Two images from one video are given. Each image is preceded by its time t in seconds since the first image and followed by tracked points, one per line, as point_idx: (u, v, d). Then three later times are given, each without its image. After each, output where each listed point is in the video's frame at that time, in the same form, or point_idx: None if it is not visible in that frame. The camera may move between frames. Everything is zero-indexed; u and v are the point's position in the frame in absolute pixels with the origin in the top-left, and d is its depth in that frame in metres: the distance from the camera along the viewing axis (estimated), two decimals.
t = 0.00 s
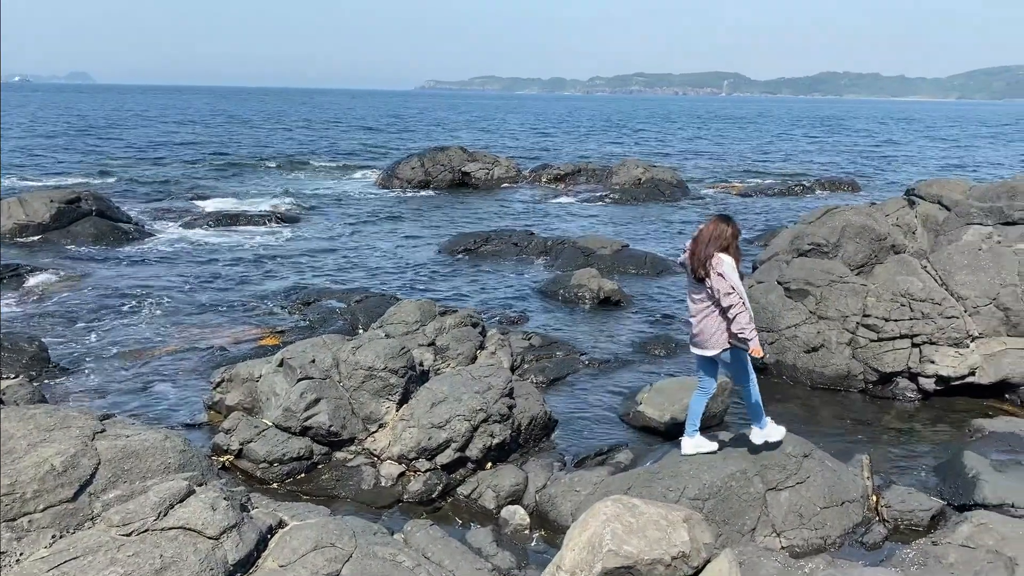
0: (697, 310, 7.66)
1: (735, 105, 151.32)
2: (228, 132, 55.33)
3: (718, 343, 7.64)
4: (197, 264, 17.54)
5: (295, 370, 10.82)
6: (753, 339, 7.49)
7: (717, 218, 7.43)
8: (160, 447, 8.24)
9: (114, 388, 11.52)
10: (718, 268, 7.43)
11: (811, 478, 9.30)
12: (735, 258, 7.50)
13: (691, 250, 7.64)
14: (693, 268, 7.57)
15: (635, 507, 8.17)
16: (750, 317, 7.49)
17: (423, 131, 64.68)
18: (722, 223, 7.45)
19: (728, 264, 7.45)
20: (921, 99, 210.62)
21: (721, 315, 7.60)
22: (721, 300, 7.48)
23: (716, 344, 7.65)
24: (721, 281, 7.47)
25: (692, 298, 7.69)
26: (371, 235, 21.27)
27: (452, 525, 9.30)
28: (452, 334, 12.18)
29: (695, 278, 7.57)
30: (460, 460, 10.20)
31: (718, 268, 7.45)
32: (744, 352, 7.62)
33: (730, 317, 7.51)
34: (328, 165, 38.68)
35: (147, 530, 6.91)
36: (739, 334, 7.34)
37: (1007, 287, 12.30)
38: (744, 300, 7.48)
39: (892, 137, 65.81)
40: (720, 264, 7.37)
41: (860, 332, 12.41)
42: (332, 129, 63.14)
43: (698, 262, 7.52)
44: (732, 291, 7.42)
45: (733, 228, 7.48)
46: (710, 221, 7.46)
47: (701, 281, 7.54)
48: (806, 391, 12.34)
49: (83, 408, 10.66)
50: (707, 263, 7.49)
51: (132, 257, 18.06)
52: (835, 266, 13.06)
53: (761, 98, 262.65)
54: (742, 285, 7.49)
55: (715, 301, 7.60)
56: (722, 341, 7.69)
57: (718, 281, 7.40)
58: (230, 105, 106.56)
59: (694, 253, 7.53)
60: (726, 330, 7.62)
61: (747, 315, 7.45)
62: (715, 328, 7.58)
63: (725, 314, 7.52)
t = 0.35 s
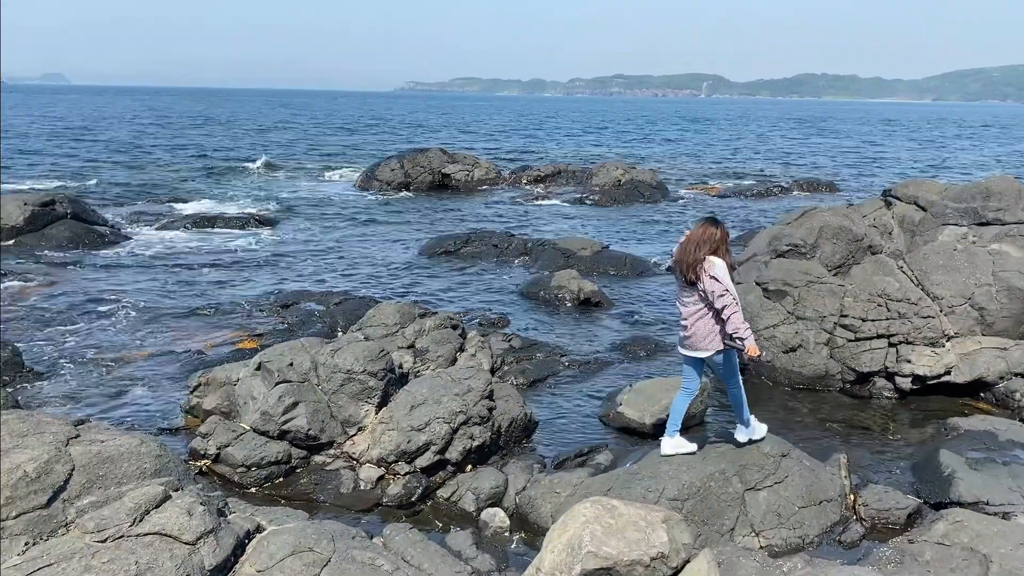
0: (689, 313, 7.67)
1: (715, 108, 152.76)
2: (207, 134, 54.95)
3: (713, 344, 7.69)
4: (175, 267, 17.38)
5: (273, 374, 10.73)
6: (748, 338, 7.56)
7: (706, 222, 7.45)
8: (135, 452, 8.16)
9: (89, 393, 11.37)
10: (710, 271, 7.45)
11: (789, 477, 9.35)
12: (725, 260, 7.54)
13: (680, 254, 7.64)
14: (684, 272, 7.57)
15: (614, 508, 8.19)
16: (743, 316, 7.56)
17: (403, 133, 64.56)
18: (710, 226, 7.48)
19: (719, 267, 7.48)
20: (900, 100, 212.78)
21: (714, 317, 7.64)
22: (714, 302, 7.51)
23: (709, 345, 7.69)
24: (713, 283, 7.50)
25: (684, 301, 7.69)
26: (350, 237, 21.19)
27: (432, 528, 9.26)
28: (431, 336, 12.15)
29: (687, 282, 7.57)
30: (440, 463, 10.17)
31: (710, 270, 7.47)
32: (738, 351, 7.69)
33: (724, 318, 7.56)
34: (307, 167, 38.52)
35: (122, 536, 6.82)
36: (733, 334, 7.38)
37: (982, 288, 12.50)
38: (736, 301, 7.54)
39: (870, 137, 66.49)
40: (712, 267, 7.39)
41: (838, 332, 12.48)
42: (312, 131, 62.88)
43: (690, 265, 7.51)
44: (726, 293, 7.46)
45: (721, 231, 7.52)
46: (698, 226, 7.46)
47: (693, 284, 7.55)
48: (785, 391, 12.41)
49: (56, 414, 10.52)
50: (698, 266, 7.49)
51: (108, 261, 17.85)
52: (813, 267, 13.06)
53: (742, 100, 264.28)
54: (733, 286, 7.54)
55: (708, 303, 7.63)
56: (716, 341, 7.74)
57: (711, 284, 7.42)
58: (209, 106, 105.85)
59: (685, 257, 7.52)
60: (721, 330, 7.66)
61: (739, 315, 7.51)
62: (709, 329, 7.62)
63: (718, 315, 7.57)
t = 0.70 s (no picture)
0: (683, 319, 7.73)
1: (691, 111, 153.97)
2: (180, 138, 54.48)
3: (705, 349, 7.76)
4: (146, 272, 17.22)
5: (246, 380, 10.67)
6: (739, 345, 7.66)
7: (701, 229, 7.53)
8: (105, 461, 8.09)
9: (58, 401, 11.23)
10: (705, 278, 7.52)
11: (762, 478, 9.42)
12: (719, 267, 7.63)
13: (675, 260, 7.70)
14: (679, 278, 7.63)
15: (587, 511, 8.24)
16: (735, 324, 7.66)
17: (380, 136, 64.39)
18: (705, 233, 7.57)
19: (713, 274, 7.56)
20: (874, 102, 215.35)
21: (707, 324, 7.72)
22: (708, 308, 7.58)
23: (702, 351, 7.76)
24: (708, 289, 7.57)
25: (679, 307, 7.75)
26: (325, 241, 21.11)
27: (406, 533, 9.24)
28: (406, 340, 12.15)
29: (682, 288, 7.63)
30: (415, 468, 10.15)
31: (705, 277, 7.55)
32: (729, 356, 7.79)
33: (717, 325, 7.64)
34: (283, 170, 38.31)
35: (91, 546, 6.79)
36: (721, 341, 7.44)
37: (950, 289, 12.76)
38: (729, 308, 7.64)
39: (843, 140, 67.35)
40: (707, 274, 7.46)
41: (809, 333, 12.60)
42: (287, 134, 62.53)
43: (685, 272, 7.58)
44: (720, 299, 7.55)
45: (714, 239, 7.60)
46: (694, 232, 7.53)
47: (688, 291, 7.62)
48: (758, 392, 12.52)
49: (24, 422, 10.39)
50: (693, 273, 7.57)
51: (79, 267, 17.64)
52: (784, 269, 13.19)
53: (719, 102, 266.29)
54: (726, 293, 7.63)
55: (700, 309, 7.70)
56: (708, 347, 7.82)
57: (706, 291, 7.50)
58: (183, 109, 104.92)
59: (681, 264, 7.59)
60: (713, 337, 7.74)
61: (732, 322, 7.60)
62: (702, 335, 7.70)
63: (713, 321, 7.64)
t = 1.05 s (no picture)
0: (677, 318, 7.78)
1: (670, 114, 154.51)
2: (155, 141, 53.95)
3: (698, 349, 7.83)
4: (120, 277, 17.01)
5: (221, 386, 10.58)
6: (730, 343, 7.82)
7: (695, 228, 7.66)
8: (76, 469, 7.95)
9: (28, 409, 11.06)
10: (701, 276, 7.62)
11: (738, 481, 9.46)
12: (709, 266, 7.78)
13: (668, 259, 7.77)
14: (674, 277, 7.68)
15: (565, 516, 8.24)
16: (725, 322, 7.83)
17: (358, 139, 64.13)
18: (698, 233, 7.70)
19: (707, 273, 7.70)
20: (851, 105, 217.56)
21: (699, 323, 7.82)
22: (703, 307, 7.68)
23: (695, 350, 7.83)
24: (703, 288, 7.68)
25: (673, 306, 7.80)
26: (301, 246, 20.97)
27: (383, 539, 9.19)
28: (383, 345, 12.09)
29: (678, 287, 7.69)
30: (392, 473, 10.10)
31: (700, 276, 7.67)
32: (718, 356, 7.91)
33: (710, 324, 7.77)
34: (260, 174, 38.05)
35: (62, 557, 6.67)
36: (715, 339, 7.53)
37: (923, 291, 12.89)
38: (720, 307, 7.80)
39: (819, 144, 67.94)
40: (703, 272, 7.58)
41: (785, 336, 12.68)
42: (264, 138, 62.14)
43: (681, 270, 7.64)
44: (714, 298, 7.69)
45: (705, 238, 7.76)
46: (690, 231, 7.62)
47: (684, 289, 7.68)
48: (735, 395, 12.58)
49: None
50: (689, 272, 7.65)
51: (51, 272, 17.40)
52: (759, 272, 13.28)
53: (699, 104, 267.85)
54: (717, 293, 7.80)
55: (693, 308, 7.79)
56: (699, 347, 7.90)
57: (702, 289, 7.61)
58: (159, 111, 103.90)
59: (677, 263, 7.64)
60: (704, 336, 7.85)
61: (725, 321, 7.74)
62: (696, 334, 7.76)
63: (706, 320, 7.73)
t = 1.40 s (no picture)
0: (664, 320, 8.06)
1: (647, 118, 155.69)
2: (128, 145, 53.42)
3: (684, 346, 8.19)
4: (91, 283, 16.80)
5: (194, 393, 10.47)
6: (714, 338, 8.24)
7: (679, 230, 7.95)
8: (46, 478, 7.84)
9: None
10: (688, 276, 7.95)
11: (713, 483, 9.51)
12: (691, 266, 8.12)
13: (654, 262, 8.00)
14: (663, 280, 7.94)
15: (541, 520, 8.23)
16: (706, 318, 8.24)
17: (334, 144, 63.90)
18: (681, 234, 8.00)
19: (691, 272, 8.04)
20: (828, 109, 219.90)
21: (685, 322, 8.16)
22: (690, 306, 8.03)
23: (680, 349, 8.18)
24: (688, 288, 8.02)
25: (660, 308, 8.06)
26: (276, 251, 20.84)
27: (359, 546, 9.14)
28: (358, 350, 12.04)
29: (666, 290, 7.95)
30: (368, 479, 10.06)
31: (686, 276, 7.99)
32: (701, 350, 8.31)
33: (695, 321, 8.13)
34: (235, 179, 37.77)
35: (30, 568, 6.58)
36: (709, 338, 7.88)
37: (895, 294, 13.05)
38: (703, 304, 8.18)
39: (794, 148, 68.56)
40: (691, 273, 7.91)
41: (759, 339, 12.76)
42: (240, 142, 61.74)
43: (669, 273, 7.90)
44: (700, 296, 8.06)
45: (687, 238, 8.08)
46: (674, 234, 7.87)
47: (671, 291, 7.96)
48: (710, 398, 12.64)
49: None
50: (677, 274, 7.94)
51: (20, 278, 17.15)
52: (734, 275, 13.39)
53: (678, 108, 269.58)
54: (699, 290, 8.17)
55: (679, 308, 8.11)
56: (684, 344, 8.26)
57: (690, 289, 7.94)
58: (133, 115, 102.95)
59: (665, 266, 7.89)
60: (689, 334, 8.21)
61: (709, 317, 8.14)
62: (682, 333, 8.11)
63: (691, 318, 8.10)
